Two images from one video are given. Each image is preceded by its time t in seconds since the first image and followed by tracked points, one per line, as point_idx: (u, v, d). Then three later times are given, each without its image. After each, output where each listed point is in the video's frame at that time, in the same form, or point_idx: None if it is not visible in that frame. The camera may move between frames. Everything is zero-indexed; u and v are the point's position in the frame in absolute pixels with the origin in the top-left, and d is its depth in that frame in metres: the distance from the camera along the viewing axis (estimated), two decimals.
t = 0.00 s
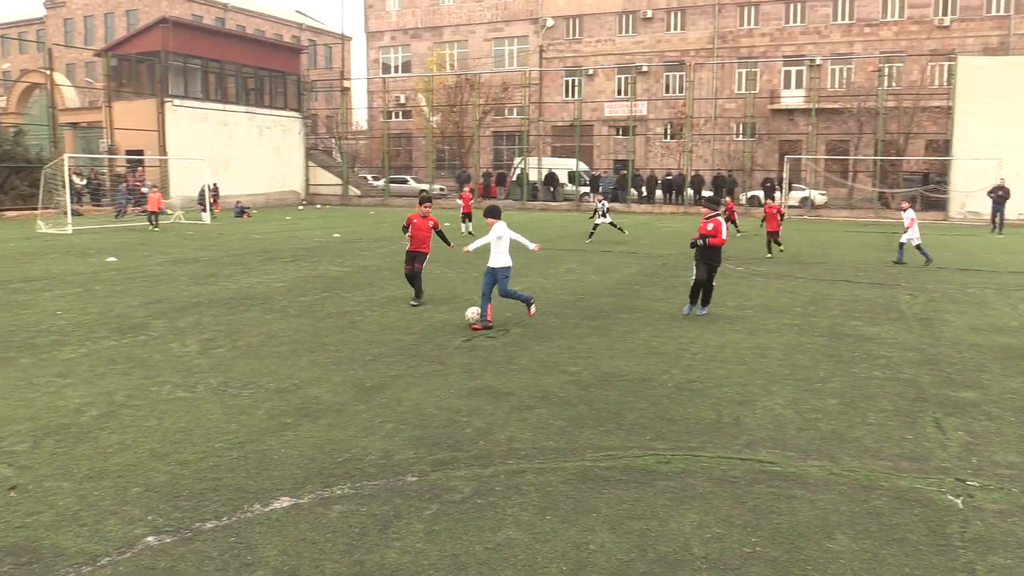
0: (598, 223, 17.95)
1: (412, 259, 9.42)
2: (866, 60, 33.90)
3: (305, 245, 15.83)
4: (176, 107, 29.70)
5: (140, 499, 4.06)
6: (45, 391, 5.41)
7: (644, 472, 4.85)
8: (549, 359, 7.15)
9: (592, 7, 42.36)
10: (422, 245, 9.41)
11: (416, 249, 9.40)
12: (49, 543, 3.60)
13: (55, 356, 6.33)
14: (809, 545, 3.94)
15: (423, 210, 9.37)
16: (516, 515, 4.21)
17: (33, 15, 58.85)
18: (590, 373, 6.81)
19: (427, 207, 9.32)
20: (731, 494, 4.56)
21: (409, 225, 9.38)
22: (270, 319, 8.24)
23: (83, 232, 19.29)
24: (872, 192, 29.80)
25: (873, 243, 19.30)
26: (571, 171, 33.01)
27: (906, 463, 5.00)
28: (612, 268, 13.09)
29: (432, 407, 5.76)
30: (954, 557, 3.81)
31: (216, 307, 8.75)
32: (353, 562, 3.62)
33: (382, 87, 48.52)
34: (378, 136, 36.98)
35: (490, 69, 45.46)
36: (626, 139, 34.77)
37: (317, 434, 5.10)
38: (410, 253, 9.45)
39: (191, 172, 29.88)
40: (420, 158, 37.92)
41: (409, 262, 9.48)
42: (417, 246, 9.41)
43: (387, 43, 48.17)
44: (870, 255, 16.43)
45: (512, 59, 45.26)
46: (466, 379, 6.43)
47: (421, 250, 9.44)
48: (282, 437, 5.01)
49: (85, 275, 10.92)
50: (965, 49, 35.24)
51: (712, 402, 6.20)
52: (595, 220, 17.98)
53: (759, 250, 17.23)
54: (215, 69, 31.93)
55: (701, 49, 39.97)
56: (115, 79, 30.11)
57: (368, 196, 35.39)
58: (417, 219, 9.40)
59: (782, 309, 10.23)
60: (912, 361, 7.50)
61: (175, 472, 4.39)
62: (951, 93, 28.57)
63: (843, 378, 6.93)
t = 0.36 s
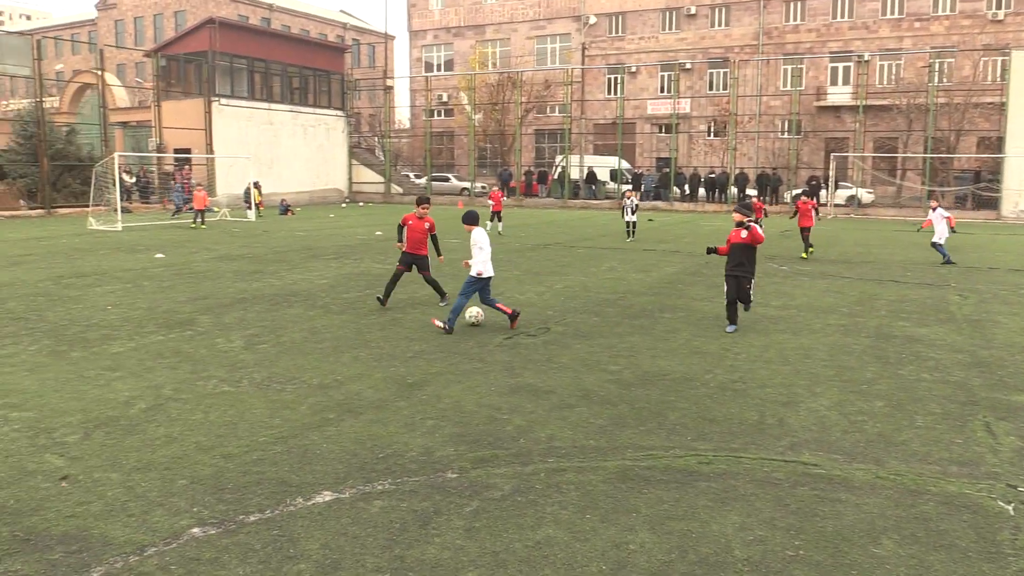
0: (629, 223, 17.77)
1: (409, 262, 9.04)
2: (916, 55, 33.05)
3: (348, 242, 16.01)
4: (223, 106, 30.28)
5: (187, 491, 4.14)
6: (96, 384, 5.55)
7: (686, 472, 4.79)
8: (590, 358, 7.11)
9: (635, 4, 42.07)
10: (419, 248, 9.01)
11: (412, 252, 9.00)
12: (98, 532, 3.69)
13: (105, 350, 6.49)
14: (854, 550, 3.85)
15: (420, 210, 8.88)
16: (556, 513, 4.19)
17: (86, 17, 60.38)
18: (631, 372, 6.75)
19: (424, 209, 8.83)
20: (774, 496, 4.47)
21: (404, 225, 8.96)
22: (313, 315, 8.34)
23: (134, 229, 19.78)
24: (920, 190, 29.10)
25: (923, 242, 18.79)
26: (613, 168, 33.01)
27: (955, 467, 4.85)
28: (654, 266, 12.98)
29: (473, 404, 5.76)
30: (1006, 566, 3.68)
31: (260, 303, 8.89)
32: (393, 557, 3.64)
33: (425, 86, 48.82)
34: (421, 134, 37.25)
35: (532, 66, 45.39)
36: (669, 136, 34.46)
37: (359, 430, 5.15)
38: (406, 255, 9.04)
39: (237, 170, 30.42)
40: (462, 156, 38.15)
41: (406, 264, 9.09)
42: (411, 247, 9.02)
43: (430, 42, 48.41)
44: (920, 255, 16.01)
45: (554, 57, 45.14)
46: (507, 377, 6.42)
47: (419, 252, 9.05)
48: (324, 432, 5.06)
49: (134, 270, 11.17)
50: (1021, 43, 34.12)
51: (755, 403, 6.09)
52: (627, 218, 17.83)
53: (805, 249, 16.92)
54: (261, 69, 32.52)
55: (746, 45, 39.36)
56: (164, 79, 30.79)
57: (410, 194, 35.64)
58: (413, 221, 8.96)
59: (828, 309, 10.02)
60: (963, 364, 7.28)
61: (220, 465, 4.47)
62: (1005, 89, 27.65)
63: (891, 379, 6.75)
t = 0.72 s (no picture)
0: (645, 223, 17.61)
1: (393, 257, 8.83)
2: (950, 53, 32.48)
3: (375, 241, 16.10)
4: (252, 106, 30.62)
5: (216, 486, 4.18)
6: (128, 380, 5.63)
7: (713, 473, 4.74)
8: (616, 358, 7.07)
9: (663, 2, 41.86)
10: (403, 242, 8.82)
11: (397, 246, 8.80)
12: (130, 526, 3.74)
13: (137, 346, 6.59)
14: (884, 553, 3.78)
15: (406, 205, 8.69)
16: (582, 513, 4.17)
17: (118, 19, 61.27)
18: (659, 372, 6.71)
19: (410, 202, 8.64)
20: (803, 499, 4.40)
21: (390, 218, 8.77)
22: (340, 313, 8.39)
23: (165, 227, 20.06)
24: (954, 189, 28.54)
25: (957, 242, 18.45)
26: (641, 167, 32.96)
27: (988, 471, 4.75)
28: (681, 266, 12.88)
29: (499, 403, 5.76)
30: None
31: (289, 301, 8.96)
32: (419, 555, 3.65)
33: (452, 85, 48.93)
34: (448, 133, 37.37)
35: (560, 65, 45.27)
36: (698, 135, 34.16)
37: (385, 428, 5.16)
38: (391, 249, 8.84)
39: (265, 169, 30.72)
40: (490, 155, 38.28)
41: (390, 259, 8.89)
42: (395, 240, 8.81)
43: (457, 41, 48.47)
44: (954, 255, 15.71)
45: (582, 56, 45.02)
46: (533, 376, 6.41)
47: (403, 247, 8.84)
48: (351, 430, 5.09)
49: (166, 268, 11.34)
50: None
51: (784, 404, 6.02)
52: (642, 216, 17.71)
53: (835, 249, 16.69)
54: (290, 69, 32.84)
55: (776, 43, 38.93)
56: (195, 79, 31.14)
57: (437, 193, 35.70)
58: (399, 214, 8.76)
59: (859, 310, 9.87)
60: (997, 366, 7.12)
61: (248, 462, 4.51)
62: None
63: (922, 381, 6.62)
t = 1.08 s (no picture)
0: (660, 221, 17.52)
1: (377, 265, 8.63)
2: (980, 50, 31.95)
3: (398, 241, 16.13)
4: (276, 106, 30.87)
5: (238, 484, 4.20)
6: (152, 378, 5.67)
7: (738, 475, 4.68)
8: (640, 358, 7.01)
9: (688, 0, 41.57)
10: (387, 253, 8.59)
11: (380, 255, 8.58)
12: (154, 523, 3.76)
13: (161, 345, 6.64)
14: (911, 559, 3.70)
15: (392, 215, 8.36)
16: (604, 514, 4.13)
17: (144, 19, 61.91)
18: (682, 373, 6.64)
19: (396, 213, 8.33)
20: (828, 502, 4.33)
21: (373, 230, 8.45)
22: (363, 313, 8.40)
23: (191, 227, 20.25)
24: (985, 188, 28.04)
25: (987, 243, 18.12)
26: (664, 167, 32.74)
27: (1020, 476, 4.64)
28: (705, 266, 12.76)
29: (521, 403, 5.73)
30: None
31: (312, 300, 9.00)
32: (441, 554, 3.64)
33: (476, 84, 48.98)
34: (471, 133, 37.42)
35: (583, 64, 45.14)
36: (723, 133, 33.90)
37: (407, 427, 5.15)
38: (373, 258, 8.60)
39: (289, 168, 30.96)
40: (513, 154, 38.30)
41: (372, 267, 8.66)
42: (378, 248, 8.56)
43: (480, 40, 48.49)
44: (983, 256, 15.42)
45: (606, 55, 44.84)
46: (555, 376, 6.38)
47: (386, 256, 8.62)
48: (374, 429, 5.09)
49: (189, 267, 11.43)
50: None
51: (809, 406, 5.93)
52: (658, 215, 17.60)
53: (863, 250, 16.44)
54: (314, 68, 33.04)
55: (802, 41, 38.56)
56: (219, 78, 31.43)
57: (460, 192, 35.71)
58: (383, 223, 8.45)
59: (886, 311, 9.72)
60: None
61: (271, 460, 4.52)
62: None
63: (951, 384, 6.50)
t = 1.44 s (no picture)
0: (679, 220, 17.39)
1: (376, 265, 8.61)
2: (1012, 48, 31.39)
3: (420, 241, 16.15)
4: (298, 106, 31.06)
5: (259, 484, 4.20)
6: (175, 378, 5.70)
7: (761, 479, 4.60)
8: (663, 360, 6.94)
9: None
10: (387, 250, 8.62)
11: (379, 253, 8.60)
12: (175, 522, 3.77)
13: (183, 344, 6.68)
14: (940, 566, 3.60)
15: (392, 212, 8.41)
16: (626, 517, 4.07)
17: (168, 19, 62.52)
18: (706, 376, 6.56)
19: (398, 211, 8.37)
20: (853, 507, 4.24)
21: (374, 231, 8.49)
22: (384, 313, 8.40)
23: (214, 226, 20.41)
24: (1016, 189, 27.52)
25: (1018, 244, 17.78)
26: (688, 167, 32.50)
27: None
28: (729, 267, 12.63)
29: (542, 405, 5.69)
30: None
31: (333, 300, 9.02)
32: (461, 555, 3.61)
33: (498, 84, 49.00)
34: (493, 132, 37.47)
35: (606, 63, 44.98)
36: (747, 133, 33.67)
37: (428, 428, 5.13)
38: (372, 256, 8.59)
39: (311, 168, 31.14)
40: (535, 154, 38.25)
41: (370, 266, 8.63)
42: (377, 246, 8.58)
43: (503, 40, 48.50)
44: (1015, 258, 15.13)
45: (629, 54, 44.66)
46: (577, 378, 6.33)
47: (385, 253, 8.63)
48: (394, 429, 5.08)
49: (212, 267, 11.51)
50: None
51: (835, 410, 5.83)
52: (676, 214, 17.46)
53: (890, 251, 16.20)
54: (336, 68, 33.20)
55: (828, 39, 38.16)
56: (242, 78, 31.68)
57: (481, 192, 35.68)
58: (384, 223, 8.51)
59: (913, 314, 9.55)
60: None
61: (292, 460, 4.52)
62: None
63: (980, 388, 6.36)
